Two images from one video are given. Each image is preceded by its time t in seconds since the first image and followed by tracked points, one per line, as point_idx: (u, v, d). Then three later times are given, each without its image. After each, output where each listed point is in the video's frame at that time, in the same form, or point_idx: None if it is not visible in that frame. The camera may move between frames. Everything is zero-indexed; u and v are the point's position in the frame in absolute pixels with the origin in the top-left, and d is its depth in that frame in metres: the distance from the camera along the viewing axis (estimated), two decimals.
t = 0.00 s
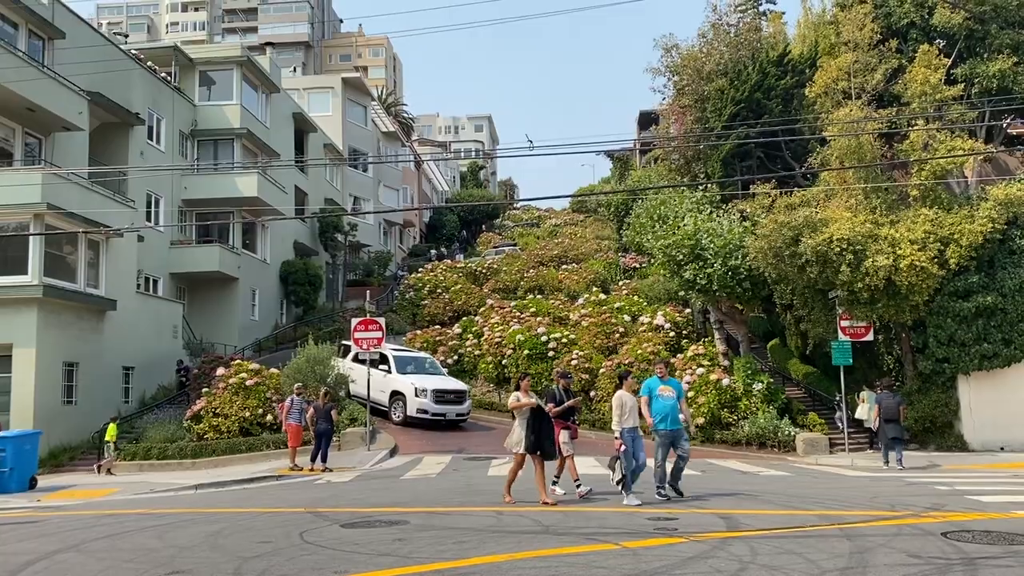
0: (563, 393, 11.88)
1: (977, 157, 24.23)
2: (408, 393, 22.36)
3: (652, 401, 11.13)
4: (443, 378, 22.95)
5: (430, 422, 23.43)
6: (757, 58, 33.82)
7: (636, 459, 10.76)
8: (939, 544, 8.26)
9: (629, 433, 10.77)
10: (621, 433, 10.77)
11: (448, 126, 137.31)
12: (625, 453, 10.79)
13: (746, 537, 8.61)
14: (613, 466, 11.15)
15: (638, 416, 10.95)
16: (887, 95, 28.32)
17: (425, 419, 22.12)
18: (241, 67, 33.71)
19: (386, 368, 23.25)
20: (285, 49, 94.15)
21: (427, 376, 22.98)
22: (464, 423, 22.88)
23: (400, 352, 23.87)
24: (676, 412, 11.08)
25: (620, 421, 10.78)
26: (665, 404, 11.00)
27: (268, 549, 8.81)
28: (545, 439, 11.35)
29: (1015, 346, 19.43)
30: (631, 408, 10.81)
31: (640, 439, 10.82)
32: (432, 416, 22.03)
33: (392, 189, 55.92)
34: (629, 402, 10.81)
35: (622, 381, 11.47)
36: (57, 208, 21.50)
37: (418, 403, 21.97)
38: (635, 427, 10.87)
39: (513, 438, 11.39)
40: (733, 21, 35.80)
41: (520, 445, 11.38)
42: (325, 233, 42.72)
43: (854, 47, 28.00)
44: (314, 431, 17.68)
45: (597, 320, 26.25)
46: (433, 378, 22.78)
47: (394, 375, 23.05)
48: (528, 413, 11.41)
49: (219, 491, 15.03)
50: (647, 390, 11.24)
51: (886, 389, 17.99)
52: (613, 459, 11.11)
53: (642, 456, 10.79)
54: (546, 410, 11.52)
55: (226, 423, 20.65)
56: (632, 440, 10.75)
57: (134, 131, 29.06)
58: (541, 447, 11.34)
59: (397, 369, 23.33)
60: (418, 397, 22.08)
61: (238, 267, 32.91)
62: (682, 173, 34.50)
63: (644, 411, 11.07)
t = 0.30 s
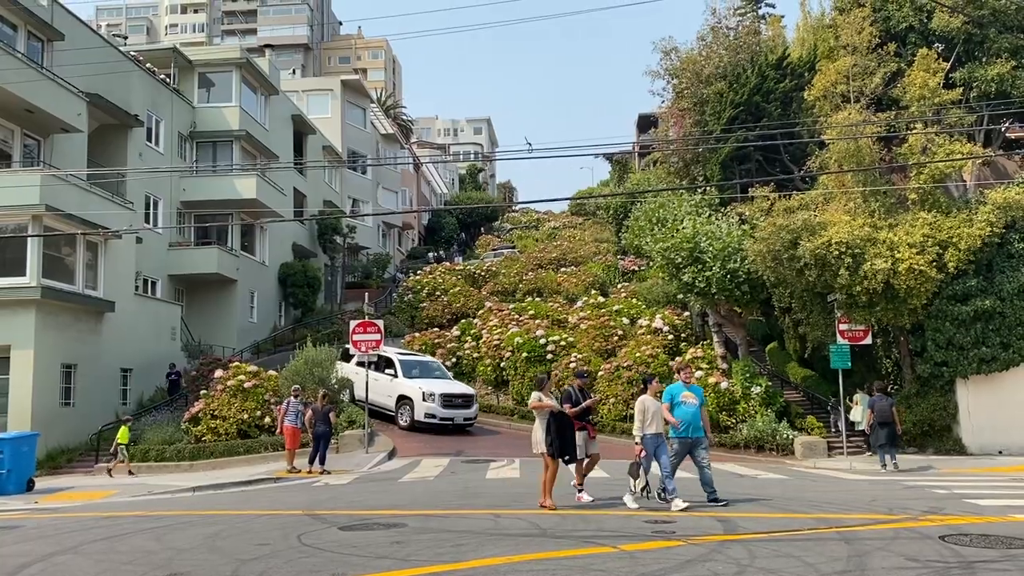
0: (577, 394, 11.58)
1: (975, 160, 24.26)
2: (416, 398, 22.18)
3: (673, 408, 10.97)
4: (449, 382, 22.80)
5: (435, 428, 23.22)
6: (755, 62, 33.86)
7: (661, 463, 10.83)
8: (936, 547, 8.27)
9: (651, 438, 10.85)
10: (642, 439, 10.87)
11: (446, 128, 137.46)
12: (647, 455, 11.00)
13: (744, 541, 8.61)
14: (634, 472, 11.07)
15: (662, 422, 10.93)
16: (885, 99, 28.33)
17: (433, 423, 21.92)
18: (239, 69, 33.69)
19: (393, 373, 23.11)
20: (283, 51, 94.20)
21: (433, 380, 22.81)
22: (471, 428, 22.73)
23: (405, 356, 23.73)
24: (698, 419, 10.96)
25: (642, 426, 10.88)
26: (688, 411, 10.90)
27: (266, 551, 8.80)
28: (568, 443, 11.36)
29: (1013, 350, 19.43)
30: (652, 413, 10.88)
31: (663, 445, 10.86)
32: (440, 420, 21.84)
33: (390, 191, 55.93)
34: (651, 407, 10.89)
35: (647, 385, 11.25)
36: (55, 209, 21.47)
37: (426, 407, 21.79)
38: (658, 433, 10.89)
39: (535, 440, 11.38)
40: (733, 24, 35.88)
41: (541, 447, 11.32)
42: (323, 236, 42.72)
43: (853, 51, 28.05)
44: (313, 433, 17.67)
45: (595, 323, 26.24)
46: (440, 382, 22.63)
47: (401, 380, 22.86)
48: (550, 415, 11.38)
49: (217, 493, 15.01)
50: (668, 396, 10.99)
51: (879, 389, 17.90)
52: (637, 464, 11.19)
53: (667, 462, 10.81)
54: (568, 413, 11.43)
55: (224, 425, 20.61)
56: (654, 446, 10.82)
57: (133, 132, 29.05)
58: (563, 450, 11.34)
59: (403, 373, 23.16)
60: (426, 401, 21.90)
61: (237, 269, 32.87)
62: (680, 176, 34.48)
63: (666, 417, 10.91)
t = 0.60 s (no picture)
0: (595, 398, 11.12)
1: (973, 163, 24.30)
2: (423, 402, 21.80)
3: (698, 407, 10.67)
4: (457, 386, 22.41)
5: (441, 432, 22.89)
6: (754, 65, 33.92)
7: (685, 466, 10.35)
8: (934, 550, 8.27)
9: (676, 439, 10.44)
10: (667, 440, 10.46)
11: (445, 131, 137.64)
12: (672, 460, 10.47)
13: (742, 544, 8.61)
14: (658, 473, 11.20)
15: (687, 422, 10.55)
16: (884, 102, 28.38)
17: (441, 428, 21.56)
18: (238, 71, 33.69)
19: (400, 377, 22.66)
20: (282, 53, 94.32)
21: (440, 384, 22.37)
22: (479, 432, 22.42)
23: (411, 359, 23.23)
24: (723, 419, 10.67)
25: (666, 426, 10.46)
26: (713, 409, 10.60)
27: (264, 554, 8.80)
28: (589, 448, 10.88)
29: (1011, 352, 19.46)
30: (677, 413, 10.50)
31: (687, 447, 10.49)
32: (449, 425, 21.49)
33: (389, 193, 55.97)
34: (677, 407, 10.51)
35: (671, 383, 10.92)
36: (54, 211, 21.48)
37: (434, 412, 21.41)
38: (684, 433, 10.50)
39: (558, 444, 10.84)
40: (731, 27, 36.20)
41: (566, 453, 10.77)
42: (322, 238, 42.75)
43: (851, 54, 28.15)
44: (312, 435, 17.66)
45: (594, 326, 26.37)
46: (448, 386, 22.23)
47: (408, 384, 22.42)
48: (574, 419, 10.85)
49: (214, 496, 15.00)
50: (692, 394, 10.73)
51: (877, 393, 17.91)
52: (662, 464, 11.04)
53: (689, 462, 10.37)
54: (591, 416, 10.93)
55: (223, 428, 20.58)
56: (680, 447, 10.43)
57: (131, 134, 29.06)
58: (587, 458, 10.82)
59: (410, 378, 22.67)
60: (434, 406, 21.52)
61: (235, 271, 32.87)
62: (679, 178, 34.54)
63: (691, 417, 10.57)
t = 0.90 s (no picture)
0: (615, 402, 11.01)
1: (971, 167, 24.33)
2: (431, 407, 21.48)
3: (722, 414, 10.57)
4: (464, 391, 22.11)
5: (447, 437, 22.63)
6: (751, 68, 33.98)
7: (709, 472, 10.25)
8: (932, 554, 8.27)
9: (701, 445, 10.27)
10: (693, 446, 10.25)
11: (443, 133, 137.84)
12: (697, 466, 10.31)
13: (740, 548, 8.61)
14: (684, 481, 10.72)
15: (713, 429, 10.35)
16: (881, 105, 28.43)
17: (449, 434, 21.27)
18: (236, 74, 33.71)
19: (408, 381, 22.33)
20: (280, 56, 94.38)
21: (447, 389, 22.05)
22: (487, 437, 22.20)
23: (417, 364, 22.97)
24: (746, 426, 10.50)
25: (691, 431, 10.28)
26: (738, 417, 10.47)
27: (262, 559, 8.78)
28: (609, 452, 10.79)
29: (1008, 355, 19.48)
30: (703, 418, 10.32)
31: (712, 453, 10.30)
32: (457, 430, 21.18)
33: (387, 196, 55.99)
34: (701, 412, 10.36)
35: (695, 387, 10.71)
36: (52, 215, 21.50)
37: (442, 418, 21.09)
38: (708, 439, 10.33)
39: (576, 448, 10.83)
40: (729, 30, 36.26)
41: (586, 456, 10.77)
42: (320, 241, 42.74)
43: (848, 57, 28.22)
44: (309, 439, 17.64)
45: (592, 329, 26.33)
46: (456, 391, 21.91)
47: (415, 389, 22.11)
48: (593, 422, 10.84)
49: (212, 500, 14.97)
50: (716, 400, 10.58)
51: (877, 397, 18.07)
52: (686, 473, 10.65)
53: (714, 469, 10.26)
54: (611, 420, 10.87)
55: (220, 431, 20.57)
56: (705, 454, 10.25)
57: (129, 137, 29.04)
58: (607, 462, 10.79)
59: (417, 383, 22.37)
60: (442, 412, 21.21)
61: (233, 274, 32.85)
62: (677, 181, 34.59)
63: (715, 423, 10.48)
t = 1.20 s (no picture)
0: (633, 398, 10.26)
1: (968, 167, 24.37)
2: (438, 411, 21.16)
3: (748, 411, 10.16)
4: (470, 394, 21.84)
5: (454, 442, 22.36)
6: (749, 69, 34.02)
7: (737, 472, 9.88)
8: (930, 554, 8.28)
9: (726, 445, 9.93)
10: (718, 447, 9.91)
11: (440, 135, 137.97)
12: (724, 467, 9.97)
13: (738, 549, 8.61)
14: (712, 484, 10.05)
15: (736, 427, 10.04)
16: (878, 106, 28.46)
17: (458, 438, 20.94)
18: (233, 76, 33.70)
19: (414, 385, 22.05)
20: (277, 58, 94.37)
21: (454, 392, 21.79)
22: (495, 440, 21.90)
23: (423, 367, 22.68)
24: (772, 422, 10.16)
25: (715, 431, 9.97)
26: (763, 413, 10.11)
27: (260, 561, 8.76)
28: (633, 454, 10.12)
29: (1006, 355, 19.51)
30: (726, 417, 10.02)
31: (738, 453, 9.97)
32: (466, 434, 20.87)
33: (385, 198, 56.02)
34: (723, 411, 10.06)
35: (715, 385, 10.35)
36: (48, 217, 21.48)
37: (451, 421, 20.78)
38: (733, 439, 10.00)
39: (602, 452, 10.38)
40: (726, 31, 36.30)
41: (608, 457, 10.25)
42: (318, 242, 42.71)
43: (845, 58, 28.29)
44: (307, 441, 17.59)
45: (590, 330, 26.29)
46: (463, 394, 21.63)
47: (421, 393, 21.78)
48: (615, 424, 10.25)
49: (209, 502, 14.94)
50: (740, 396, 10.16)
51: (876, 394, 18.04)
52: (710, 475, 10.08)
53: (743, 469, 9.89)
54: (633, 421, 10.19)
55: (218, 433, 20.57)
56: (730, 454, 9.90)
57: (127, 139, 29.00)
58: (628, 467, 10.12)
59: (423, 386, 22.04)
60: (450, 415, 20.90)
61: (230, 276, 32.78)
62: (674, 182, 34.62)
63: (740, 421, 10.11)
